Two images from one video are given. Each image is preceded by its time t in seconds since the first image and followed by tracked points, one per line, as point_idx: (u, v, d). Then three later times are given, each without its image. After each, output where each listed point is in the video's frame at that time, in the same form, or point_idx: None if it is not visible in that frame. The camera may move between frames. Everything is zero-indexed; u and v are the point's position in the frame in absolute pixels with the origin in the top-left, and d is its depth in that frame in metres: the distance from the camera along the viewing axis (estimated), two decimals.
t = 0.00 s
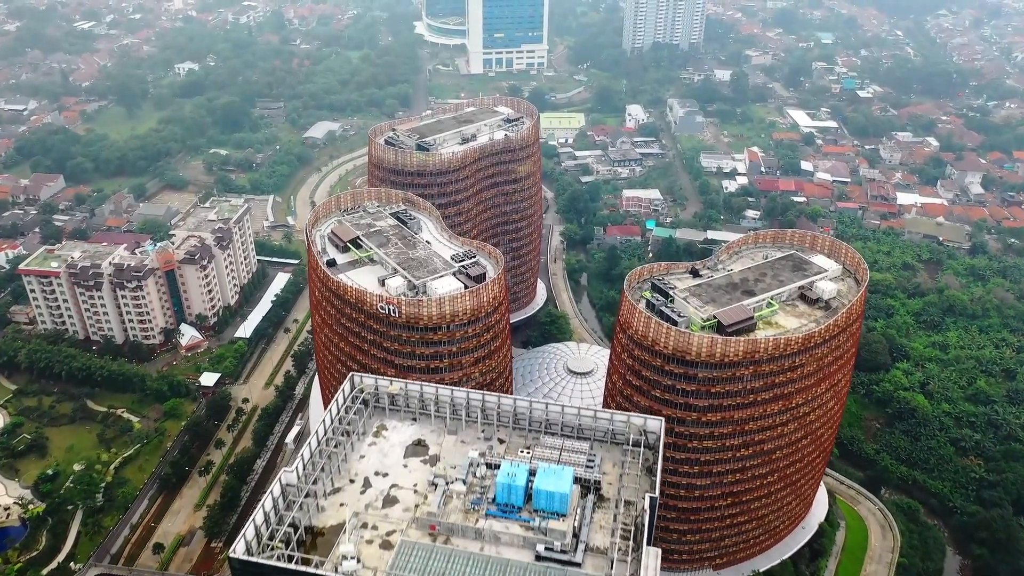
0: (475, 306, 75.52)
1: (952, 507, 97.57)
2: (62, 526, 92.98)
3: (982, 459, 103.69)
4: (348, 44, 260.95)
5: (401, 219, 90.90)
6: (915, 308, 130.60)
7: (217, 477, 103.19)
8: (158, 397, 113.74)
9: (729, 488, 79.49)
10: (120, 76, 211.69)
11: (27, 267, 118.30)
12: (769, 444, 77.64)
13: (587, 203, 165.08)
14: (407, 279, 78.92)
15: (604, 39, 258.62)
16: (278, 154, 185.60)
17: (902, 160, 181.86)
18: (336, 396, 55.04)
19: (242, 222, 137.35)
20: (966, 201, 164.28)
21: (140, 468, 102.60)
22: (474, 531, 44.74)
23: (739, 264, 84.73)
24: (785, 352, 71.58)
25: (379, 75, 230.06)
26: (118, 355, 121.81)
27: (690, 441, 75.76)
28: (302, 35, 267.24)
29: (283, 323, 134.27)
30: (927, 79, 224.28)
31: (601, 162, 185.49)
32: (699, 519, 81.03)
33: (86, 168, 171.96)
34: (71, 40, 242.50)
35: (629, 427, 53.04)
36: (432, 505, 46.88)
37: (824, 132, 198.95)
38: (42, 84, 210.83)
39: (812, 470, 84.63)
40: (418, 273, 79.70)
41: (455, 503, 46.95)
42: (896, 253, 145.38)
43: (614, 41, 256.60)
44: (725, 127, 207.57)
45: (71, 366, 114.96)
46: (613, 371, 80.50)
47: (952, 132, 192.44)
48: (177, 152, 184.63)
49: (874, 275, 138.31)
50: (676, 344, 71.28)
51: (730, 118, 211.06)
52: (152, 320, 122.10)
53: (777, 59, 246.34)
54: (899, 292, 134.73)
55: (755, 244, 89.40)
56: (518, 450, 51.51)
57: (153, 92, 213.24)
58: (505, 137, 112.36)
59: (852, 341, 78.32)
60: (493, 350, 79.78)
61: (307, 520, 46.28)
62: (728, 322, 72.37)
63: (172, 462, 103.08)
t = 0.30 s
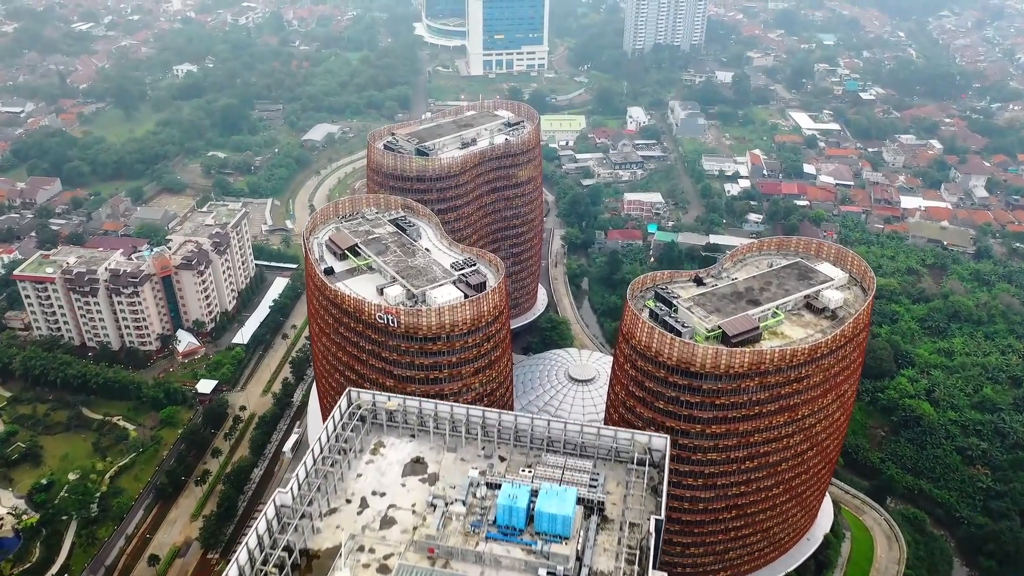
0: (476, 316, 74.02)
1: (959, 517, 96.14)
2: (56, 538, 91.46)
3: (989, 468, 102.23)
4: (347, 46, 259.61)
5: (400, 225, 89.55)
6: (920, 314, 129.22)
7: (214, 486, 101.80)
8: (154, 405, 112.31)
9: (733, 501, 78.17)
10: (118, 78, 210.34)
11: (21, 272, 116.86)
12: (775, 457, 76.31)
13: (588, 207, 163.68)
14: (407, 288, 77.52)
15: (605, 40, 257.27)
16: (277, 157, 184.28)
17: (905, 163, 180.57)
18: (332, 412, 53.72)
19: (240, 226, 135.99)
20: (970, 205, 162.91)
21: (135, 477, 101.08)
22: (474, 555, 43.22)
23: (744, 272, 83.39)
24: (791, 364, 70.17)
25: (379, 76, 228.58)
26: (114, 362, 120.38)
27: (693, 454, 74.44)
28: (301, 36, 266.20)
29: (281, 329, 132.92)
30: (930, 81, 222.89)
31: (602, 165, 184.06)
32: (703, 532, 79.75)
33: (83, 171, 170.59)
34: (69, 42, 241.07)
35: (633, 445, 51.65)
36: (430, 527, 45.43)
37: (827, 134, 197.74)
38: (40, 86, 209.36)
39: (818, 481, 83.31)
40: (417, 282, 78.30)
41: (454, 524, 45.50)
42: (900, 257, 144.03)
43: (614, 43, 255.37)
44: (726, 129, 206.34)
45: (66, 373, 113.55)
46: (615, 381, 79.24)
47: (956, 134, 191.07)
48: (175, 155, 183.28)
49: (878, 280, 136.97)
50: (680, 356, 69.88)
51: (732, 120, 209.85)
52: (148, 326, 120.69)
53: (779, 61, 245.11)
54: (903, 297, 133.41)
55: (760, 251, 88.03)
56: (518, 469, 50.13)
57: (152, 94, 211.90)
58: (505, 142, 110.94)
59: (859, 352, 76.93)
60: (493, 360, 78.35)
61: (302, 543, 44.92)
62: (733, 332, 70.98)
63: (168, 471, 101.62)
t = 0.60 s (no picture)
0: (476, 326, 72.54)
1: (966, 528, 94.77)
2: (50, 549, 90.00)
3: (996, 477, 100.82)
4: (346, 47, 258.18)
5: (399, 233, 88.21)
6: (924, 320, 127.87)
7: (210, 496, 100.49)
8: (150, 412, 110.94)
9: (738, 514, 76.84)
10: (116, 80, 208.99)
11: (16, 278, 115.45)
12: (780, 469, 74.97)
13: (589, 210, 162.38)
14: (406, 298, 76.09)
15: (605, 42, 255.92)
16: (275, 160, 182.90)
17: (908, 166, 179.38)
18: (329, 429, 52.38)
19: (238, 231, 134.73)
20: (974, 209, 161.61)
21: (130, 486, 99.63)
22: None
23: (748, 281, 82.10)
24: (797, 375, 68.80)
25: (378, 78, 227.26)
26: (110, 368, 119.02)
27: (697, 467, 73.10)
28: (300, 37, 265.09)
29: (279, 335, 131.67)
30: (933, 82, 221.45)
31: (603, 167, 182.63)
32: (707, 545, 78.42)
33: (80, 175, 169.23)
34: (66, 43, 239.53)
35: (637, 463, 50.30)
36: (428, 551, 44.03)
37: (829, 137, 196.47)
38: (37, 87, 207.79)
39: (824, 493, 81.99)
40: (416, 291, 76.91)
41: (453, 548, 44.07)
42: (904, 262, 142.70)
43: (615, 45, 253.98)
44: (728, 132, 205.08)
45: (61, 380, 112.22)
46: (617, 392, 77.93)
47: (959, 137, 189.82)
48: (172, 158, 181.85)
49: (882, 286, 135.66)
50: (684, 367, 68.49)
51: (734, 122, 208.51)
52: (144, 332, 119.35)
53: (781, 62, 243.88)
54: (908, 303, 132.15)
55: (764, 259, 86.72)
56: (519, 489, 48.79)
57: (149, 96, 210.48)
58: (506, 147, 109.53)
59: (866, 362, 75.56)
60: (494, 370, 76.94)
61: (295, 567, 43.53)
62: (738, 343, 69.60)
63: (164, 481, 100.24)
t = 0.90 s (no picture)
0: (475, 336, 71.11)
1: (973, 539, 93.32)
2: (43, 561, 88.60)
3: (1003, 487, 99.39)
4: (346, 49, 256.76)
5: (397, 240, 86.85)
6: (930, 326, 126.51)
7: (206, 506, 99.09)
8: (146, 420, 109.55)
9: (742, 528, 75.43)
10: (114, 83, 207.69)
11: (10, 284, 114.09)
12: (785, 483, 73.53)
13: (590, 214, 161.06)
14: (404, 307, 74.68)
15: (606, 43, 254.52)
16: (274, 163, 181.46)
17: (911, 169, 178.09)
18: (325, 447, 51.01)
19: (235, 236, 133.35)
20: (978, 212, 160.22)
21: (126, 496, 98.24)
22: None
23: (753, 289, 80.76)
24: (804, 388, 67.38)
25: (378, 80, 225.86)
26: (106, 375, 117.69)
27: (701, 480, 71.70)
28: (299, 39, 263.84)
29: (277, 341, 130.28)
30: (936, 84, 220.00)
31: (604, 170, 181.30)
32: (710, 559, 77.01)
33: (77, 178, 167.93)
34: (64, 45, 238.13)
35: (642, 483, 48.89)
36: None
37: (832, 140, 195.08)
38: (34, 89, 206.46)
39: (830, 505, 80.55)
40: (415, 300, 75.51)
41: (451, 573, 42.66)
42: (909, 267, 141.35)
43: (615, 46, 252.52)
44: (730, 134, 203.76)
45: (56, 388, 110.84)
46: (619, 403, 76.54)
47: (963, 139, 188.43)
48: (170, 161, 180.44)
49: (886, 291, 134.35)
50: (688, 379, 67.09)
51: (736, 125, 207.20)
52: (140, 339, 118.03)
53: (783, 64, 242.45)
54: (912, 309, 130.84)
55: (769, 267, 85.36)
56: (521, 510, 47.39)
57: (147, 98, 209.18)
58: (506, 151, 108.12)
59: (873, 373, 74.14)
60: (494, 381, 75.58)
61: None
62: (744, 354, 68.21)
63: (159, 490, 98.88)
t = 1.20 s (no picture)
0: (475, 347, 69.69)
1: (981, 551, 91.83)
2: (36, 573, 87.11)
3: (1011, 497, 97.91)
4: (345, 50, 255.44)
5: (396, 248, 85.57)
6: (935, 332, 125.17)
7: (202, 516, 97.67)
8: (142, 429, 108.07)
9: (747, 543, 74.02)
10: (112, 84, 206.29)
11: (5, 291, 112.71)
12: (791, 496, 72.12)
13: (591, 218, 159.69)
14: (403, 317, 73.29)
15: (607, 45, 253.14)
16: (272, 166, 180.12)
17: (915, 172, 176.80)
18: (320, 466, 49.55)
19: (233, 240, 132.01)
20: (983, 216, 158.81)
21: (121, 506, 96.75)
22: None
23: (758, 299, 79.40)
24: (811, 401, 65.93)
25: (377, 82, 224.55)
26: (102, 383, 116.45)
27: (706, 494, 70.30)
28: (298, 40, 262.57)
29: (275, 348, 128.90)
30: (939, 86, 218.62)
31: (605, 173, 179.95)
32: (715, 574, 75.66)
33: (73, 181, 166.57)
34: (62, 46, 236.79)
35: (647, 504, 47.48)
36: None
37: (835, 142, 193.71)
38: (31, 91, 205.09)
39: (836, 517, 79.15)
40: (414, 310, 74.12)
41: None
42: (913, 272, 139.96)
43: (616, 48, 251.17)
44: (732, 137, 202.48)
45: (50, 396, 109.39)
46: (622, 415, 75.19)
47: (967, 142, 187.07)
48: (168, 164, 179.07)
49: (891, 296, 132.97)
50: (693, 393, 65.65)
51: (737, 127, 205.94)
52: (137, 346, 116.68)
53: (785, 66, 241.10)
54: (917, 315, 129.49)
55: (775, 275, 83.96)
56: (522, 533, 46.00)
57: (145, 101, 207.82)
58: (507, 156, 106.83)
59: (880, 384, 72.71)
60: (494, 393, 74.18)
61: None
62: (749, 367, 66.82)
63: (155, 500, 97.43)
